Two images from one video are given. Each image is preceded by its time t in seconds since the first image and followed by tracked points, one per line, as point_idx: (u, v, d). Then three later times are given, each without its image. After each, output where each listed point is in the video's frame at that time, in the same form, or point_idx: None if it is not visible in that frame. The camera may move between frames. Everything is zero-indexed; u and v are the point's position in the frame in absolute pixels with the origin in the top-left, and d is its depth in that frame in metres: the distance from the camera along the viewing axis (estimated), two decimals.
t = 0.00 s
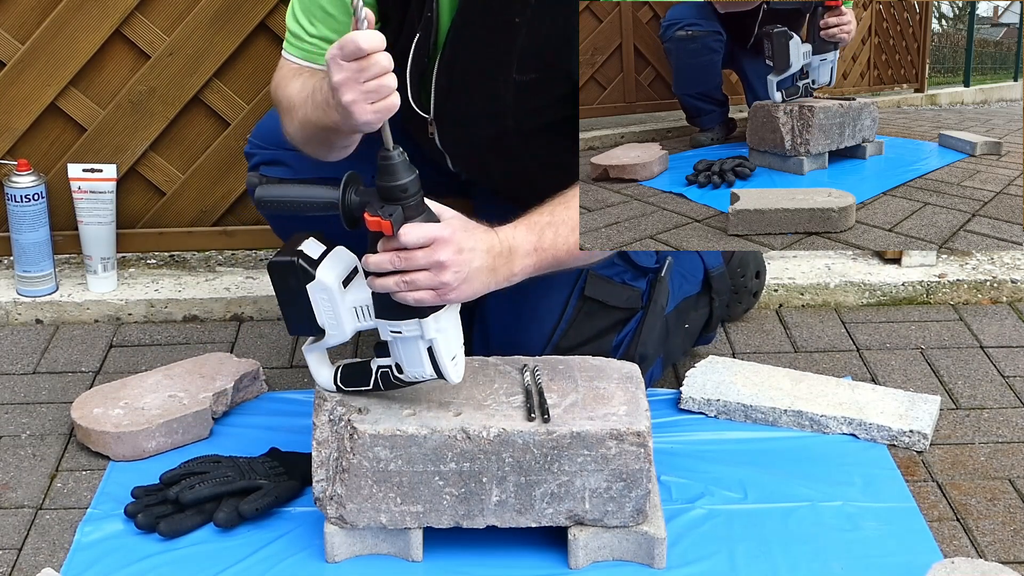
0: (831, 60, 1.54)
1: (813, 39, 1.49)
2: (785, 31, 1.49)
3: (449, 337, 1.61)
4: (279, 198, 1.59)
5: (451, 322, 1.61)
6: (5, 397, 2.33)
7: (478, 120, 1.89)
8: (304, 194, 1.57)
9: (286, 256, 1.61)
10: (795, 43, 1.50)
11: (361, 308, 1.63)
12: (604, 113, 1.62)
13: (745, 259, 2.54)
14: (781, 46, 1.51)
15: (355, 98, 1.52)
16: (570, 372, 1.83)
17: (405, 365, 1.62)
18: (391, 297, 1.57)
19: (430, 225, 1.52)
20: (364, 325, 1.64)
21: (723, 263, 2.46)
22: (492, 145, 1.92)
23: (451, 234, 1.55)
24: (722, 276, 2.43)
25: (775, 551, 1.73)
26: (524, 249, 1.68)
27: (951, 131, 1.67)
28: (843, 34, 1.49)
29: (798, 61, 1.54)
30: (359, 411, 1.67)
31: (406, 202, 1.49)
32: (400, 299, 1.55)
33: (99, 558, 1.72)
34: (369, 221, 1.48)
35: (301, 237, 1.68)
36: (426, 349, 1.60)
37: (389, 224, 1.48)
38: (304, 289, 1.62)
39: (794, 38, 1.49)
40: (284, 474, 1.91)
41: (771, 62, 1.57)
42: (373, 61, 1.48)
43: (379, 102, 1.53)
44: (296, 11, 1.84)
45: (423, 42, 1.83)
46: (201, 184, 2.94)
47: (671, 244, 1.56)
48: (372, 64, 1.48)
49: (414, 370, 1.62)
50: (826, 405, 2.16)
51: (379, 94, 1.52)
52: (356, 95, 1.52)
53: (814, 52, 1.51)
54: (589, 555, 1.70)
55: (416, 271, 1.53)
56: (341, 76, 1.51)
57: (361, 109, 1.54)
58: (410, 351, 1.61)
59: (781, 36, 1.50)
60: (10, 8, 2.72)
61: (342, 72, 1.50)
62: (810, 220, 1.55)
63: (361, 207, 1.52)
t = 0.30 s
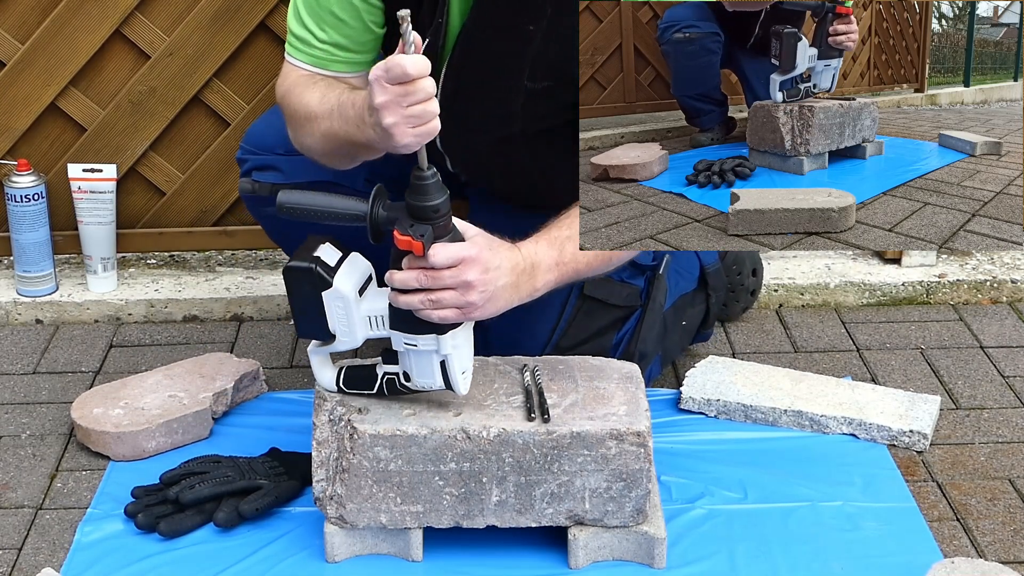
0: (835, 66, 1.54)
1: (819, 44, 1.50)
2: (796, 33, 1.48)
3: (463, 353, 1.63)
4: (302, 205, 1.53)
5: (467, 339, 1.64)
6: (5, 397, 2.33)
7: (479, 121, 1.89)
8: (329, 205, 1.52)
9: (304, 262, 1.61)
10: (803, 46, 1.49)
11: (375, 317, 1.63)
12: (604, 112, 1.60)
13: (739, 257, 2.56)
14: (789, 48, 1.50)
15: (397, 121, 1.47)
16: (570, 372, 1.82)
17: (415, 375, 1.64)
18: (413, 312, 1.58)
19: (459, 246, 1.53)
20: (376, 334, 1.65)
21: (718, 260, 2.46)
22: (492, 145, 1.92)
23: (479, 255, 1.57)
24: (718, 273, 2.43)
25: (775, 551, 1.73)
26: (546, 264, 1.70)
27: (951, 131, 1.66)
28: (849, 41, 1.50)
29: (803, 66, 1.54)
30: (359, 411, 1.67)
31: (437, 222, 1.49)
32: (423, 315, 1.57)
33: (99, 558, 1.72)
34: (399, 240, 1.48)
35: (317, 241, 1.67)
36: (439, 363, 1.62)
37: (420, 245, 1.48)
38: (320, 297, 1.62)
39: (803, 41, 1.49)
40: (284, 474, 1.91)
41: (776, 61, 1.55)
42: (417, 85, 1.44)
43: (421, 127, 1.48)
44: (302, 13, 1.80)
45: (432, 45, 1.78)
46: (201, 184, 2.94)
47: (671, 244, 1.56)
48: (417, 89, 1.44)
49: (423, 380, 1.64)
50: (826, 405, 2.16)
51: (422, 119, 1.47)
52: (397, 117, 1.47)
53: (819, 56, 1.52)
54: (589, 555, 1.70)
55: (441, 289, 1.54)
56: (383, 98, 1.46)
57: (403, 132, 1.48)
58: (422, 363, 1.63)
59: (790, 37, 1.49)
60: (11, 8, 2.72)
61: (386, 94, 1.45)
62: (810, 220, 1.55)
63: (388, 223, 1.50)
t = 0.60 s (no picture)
0: (836, 70, 1.54)
1: (824, 47, 1.48)
2: (802, 33, 1.45)
3: (473, 361, 1.65)
4: (327, 208, 1.51)
5: (478, 348, 1.66)
6: (5, 397, 2.33)
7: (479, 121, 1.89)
8: (352, 208, 1.50)
9: (323, 263, 1.57)
10: (808, 46, 1.46)
11: (388, 321, 1.63)
12: (604, 112, 1.55)
13: (737, 256, 2.57)
14: (794, 47, 1.47)
15: (433, 135, 1.47)
16: (571, 372, 1.82)
17: (423, 379, 1.65)
18: (434, 321, 1.59)
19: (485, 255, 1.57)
20: (387, 338, 1.64)
21: (714, 257, 2.46)
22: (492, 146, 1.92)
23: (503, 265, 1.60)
24: (714, 270, 2.43)
25: (775, 551, 1.73)
26: (566, 271, 1.75)
27: (951, 131, 1.66)
28: (852, 47, 1.50)
29: (804, 68, 1.51)
30: (359, 411, 1.67)
31: (465, 232, 1.52)
32: (445, 323, 1.58)
33: (99, 559, 1.72)
34: (427, 249, 1.50)
35: (329, 241, 1.64)
36: (449, 370, 1.64)
37: (450, 255, 1.50)
38: (336, 299, 1.59)
39: (808, 41, 1.46)
40: (284, 474, 1.91)
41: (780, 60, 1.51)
42: (459, 103, 1.44)
43: (456, 145, 1.48)
44: (310, 15, 1.74)
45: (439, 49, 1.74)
46: (201, 184, 2.95)
47: (671, 244, 1.57)
48: (458, 106, 1.44)
49: (431, 385, 1.65)
50: (826, 405, 2.16)
51: (458, 137, 1.47)
52: (434, 132, 1.47)
53: (822, 60, 1.51)
54: (589, 555, 1.70)
55: (465, 298, 1.56)
56: (423, 110, 1.47)
57: (437, 147, 1.48)
58: (432, 369, 1.64)
59: (796, 37, 1.46)
60: (10, 8, 2.72)
61: (427, 107, 1.45)
62: (810, 220, 1.56)
63: (414, 229, 1.51)
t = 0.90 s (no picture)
0: (837, 72, 1.54)
1: (826, 48, 1.48)
2: (805, 34, 1.45)
3: (478, 366, 1.65)
4: (339, 214, 1.50)
5: (483, 354, 1.67)
6: (5, 396, 2.34)
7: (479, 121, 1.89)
8: (365, 214, 1.50)
9: (332, 267, 1.56)
10: (812, 48, 1.47)
11: (394, 325, 1.63)
12: (602, 112, 1.54)
13: (736, 256, 2.57)
14: (798, 48, 1.48)
15: (454, 159, 1.45)
16: (571, 372, 1.82)
17: (426, 382, 1.65)
18: (445, 327, 1.59)
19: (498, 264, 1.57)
20: (393, 341, 1.64)
21: (715, 257, 2.46)
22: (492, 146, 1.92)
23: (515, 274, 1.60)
24: (714, 270, 2.43)
25: (775, 551, 1.73)
26: (573, 277, 1.72)
27: (951, 131, 1.66)
28: (853, 50, 1.50)
29: (807, 69, 1.52)
30: (359, 411, 1.67)
31: (479, 240, 1.51)
32: (456, 331, 1.59)
33: (99, 558, 1.72)
34: (442, 258, 1.51)
35: (334, 244, 1.63)
36: (454, 374, 1.64)
37: (465, 265, 1.51)
38: (343, 303, 1.59)
39: (812, 42, 1.46)
40: (284, 474, 1.91)
41: (782, 60, 1.51)
42: (482, 128, 1.43)
43: (477, 168, 1.46)
44: (319, 5, 1.73)
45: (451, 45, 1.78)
46: (201, 184, 2.95)
47: (671, 244, 1.56)
48: (481, 131, 1.43)
49: (434, 387, 1.65)
50: (826, 405, 2.16)
51: (479, 161, 1.45)
52: (455, 156, 1.45)
53: (824, 62, 1.51)
54: (589, 555, 1.70)
55: (477, 307, 1.57)
56: (445, 134, 1.44)
57: (458, 170, 1.46)
58: (437, 372, 1.64)
59: (800, 38, 1.46)
60: (10, 8, 2.72)
61: (449, 130, 1.44)
62: (810, 220, 1.56)
63: (426, 237, 1.51)
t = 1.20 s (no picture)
0: (836, 71, 1.55)
1: (825, 46, 1.48)
2: (804, 34, 1.46)
3: (477, 362, 1.66)
4: (333, 215, 1.50)
5: (481, 349, 1.67)
6: (5, 396, 2.34)
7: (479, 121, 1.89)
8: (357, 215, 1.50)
9: (326, 269, 1.56)
10: (811, 47, 1.47)
11: (392, 324, 1.63)
12: (602, 112, 1.53)
13: (736, 256, 2.57)
14: (798, 48, 1.48)
15: (444, 141, 1.47)
16: (570, 372, 1.83)
17: (426, 379, 1.65)
18: (438, 325, 1.60)
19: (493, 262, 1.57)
20: (391, 340, 1.64)
21: (715, 258, 2.46)
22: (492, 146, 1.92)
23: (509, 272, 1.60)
24: (714, 271, 2.43)
25: (775, 551, 1.73)
26: (568, 275, 1.72)
27: (951, 131, 1.66)
28: (852, 50, 1.51)
29: (807, 69, 1.52)
30: (359, 411, 1.67)
31: (472, 236, 1.51)
32: (450, 329, 1.59)
33: (99, 558, 1.72)
34: (436, 255, 1.50)
35: (329, 245, 1.63)
36: (454, 370, 1.64)
37: (458, 263, 1.50)
38: (339, 304, 1.59)
39: (812, 42, 1.47)
40: (284, 474, 1.91)
41: (782, 60, 1.51)
42: (472, 110, 1.44)
43: (467, 151, 1.47)
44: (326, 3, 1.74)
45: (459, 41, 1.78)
46: (200, 184, 2.95)
47: (671, 244, 1.56)
48: (471, 113, 1.44)
49: (434, 384, 1.65)
50: (826, 405, 2.16)
51: (470, 143, 1.46)
52: (445, 138, 1.47)
53: (823, 61, 1.51)
54: (589, 555, 1.70)
55: (471, 305, 1.57)
56: (434, 116, 1.45)
57: (448, 152, 1.48)
58: (436, 369, 1.64)
59: (800, 38, 1.47)
60: (10, 8, 2.72)
61: (438, 113, 1.45)
62: (810, 220, 1.56)
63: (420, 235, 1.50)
